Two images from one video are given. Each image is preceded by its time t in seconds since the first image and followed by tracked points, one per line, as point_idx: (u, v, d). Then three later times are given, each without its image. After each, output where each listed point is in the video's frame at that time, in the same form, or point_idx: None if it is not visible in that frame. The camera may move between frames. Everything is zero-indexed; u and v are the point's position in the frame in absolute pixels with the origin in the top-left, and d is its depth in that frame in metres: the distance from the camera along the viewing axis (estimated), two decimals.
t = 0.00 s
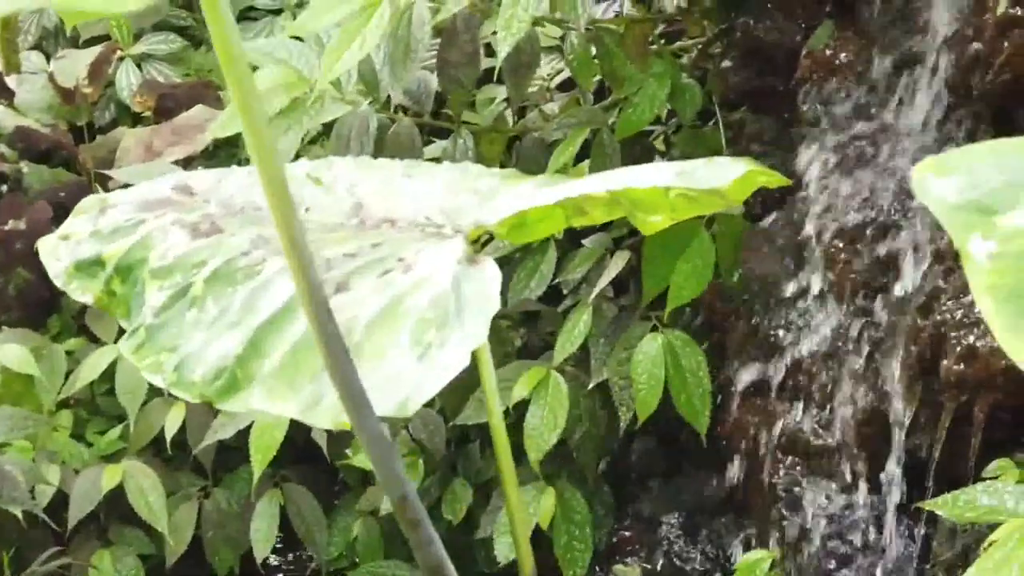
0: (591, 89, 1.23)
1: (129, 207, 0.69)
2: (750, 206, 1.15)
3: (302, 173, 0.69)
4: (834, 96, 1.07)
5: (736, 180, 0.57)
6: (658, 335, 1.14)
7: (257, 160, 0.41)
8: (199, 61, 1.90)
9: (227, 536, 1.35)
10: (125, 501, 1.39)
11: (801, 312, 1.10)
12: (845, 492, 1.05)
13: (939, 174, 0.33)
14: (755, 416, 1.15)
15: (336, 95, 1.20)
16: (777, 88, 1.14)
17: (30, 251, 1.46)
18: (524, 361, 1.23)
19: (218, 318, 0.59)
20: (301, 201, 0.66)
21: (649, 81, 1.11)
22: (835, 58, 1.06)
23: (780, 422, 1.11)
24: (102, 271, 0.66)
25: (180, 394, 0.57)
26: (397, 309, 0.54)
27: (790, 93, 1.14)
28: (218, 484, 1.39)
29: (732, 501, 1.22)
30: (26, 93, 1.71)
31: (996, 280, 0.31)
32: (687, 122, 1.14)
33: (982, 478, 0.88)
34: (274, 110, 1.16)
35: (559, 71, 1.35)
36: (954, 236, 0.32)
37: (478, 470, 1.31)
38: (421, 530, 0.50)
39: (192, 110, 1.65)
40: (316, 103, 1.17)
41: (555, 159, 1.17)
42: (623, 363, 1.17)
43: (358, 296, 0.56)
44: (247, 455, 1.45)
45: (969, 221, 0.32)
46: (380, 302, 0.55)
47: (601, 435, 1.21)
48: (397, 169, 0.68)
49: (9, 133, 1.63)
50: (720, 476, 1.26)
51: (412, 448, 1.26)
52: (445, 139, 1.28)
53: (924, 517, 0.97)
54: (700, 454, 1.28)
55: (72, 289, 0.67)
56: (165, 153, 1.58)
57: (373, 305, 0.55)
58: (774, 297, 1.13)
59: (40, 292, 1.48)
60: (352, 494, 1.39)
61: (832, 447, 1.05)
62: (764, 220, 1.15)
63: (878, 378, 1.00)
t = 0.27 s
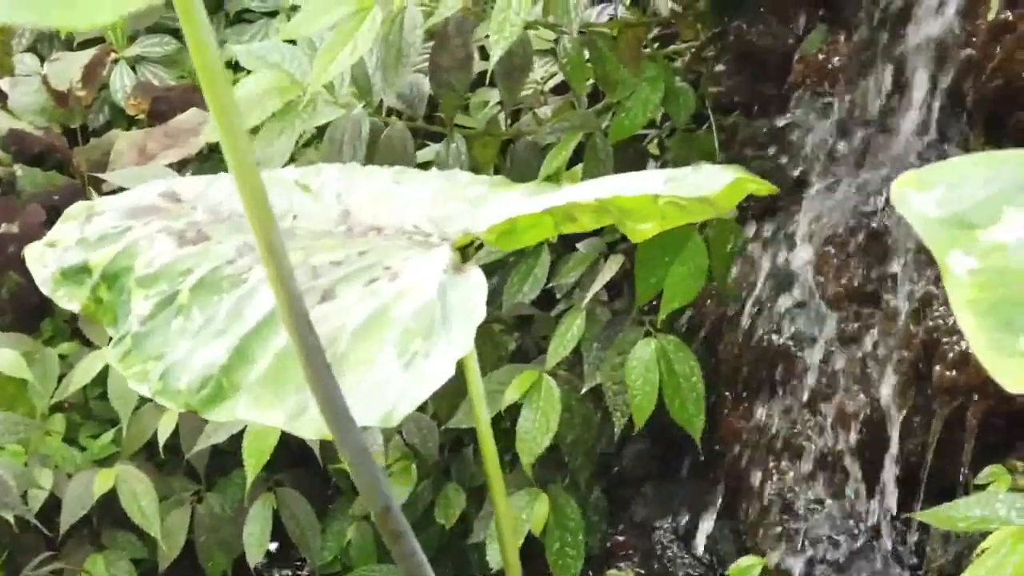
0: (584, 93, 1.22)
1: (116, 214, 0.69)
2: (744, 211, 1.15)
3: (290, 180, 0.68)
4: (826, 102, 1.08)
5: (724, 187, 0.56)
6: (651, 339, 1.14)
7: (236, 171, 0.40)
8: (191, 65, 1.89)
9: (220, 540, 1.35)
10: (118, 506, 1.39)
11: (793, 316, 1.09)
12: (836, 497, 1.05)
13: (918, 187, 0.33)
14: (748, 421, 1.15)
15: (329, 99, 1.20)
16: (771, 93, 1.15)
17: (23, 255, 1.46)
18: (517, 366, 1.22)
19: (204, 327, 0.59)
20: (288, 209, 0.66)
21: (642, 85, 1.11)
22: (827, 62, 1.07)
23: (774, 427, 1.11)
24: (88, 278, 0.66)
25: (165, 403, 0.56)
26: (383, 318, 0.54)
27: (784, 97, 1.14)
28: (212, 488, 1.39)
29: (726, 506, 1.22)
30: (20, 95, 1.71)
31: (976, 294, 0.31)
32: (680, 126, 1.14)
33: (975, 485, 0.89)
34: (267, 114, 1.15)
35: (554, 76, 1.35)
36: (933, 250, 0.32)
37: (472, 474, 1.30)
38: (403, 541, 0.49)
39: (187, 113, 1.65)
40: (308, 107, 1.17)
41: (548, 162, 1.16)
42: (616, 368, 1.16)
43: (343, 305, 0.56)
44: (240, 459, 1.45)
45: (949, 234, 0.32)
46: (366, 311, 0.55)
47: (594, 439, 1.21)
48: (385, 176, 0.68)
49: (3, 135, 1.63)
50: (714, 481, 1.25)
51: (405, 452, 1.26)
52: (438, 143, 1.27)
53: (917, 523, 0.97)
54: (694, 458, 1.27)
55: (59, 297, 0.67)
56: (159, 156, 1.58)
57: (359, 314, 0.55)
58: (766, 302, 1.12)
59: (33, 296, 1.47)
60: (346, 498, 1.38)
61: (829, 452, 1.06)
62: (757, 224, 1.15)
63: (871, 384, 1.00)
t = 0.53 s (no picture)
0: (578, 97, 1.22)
1: (103, 221, 0.68)
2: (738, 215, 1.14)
3: (277, 187, 0.68)
4: (823, 106, 1.05)
5: (713, 195, 0.56)
6: (645, 344, 1.14)
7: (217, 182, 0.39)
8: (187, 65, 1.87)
9: (213, 545, 1.34)
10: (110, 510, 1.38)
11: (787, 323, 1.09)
12: (830, 504, 1.04)
13: (900, 201, 0.32)
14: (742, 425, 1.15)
15: (322, 102, 1.19)
16: (764, 97, 1.13)
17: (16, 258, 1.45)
18: (511, 370, 1.22)
19: (189, 335, 0.58)
20: (275, 216, 0.65)
21: (635, 89, 1.11)
22: (822, 67, 1.04)
23: (767, 432, 1.11)
24: (74, 285, 0.65)
25: (150, 412, 0.56)
26: (368, 327, 0.54)
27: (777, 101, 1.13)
28: (205, 492, 1.38)
29: (719, 511, 1.22)
30: (14, 97, 1.70)
31: (958, 309, 0.30)
32: (674, 130, 1.14)
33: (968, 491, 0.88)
34: (260, 118, 1.15)
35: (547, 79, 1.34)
36: (916, 264, 0.31)
37: (465, 479, 1.30)
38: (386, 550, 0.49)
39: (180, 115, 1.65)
40: (301, 110, 1.16)
41: (542, 167, 1.16)
42: (610, 373, 1.16)
43: (329, 314, 0.56)
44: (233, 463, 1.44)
45: (931, 249, 0.31)
46: (352, 320, 0.55)
47: (587, 444, 1.20)
48: (373, 182, 0.68)
49: None
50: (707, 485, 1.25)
51: (398, 457, 1.26)
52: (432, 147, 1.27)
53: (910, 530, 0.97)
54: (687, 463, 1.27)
55: (46, 304, 0.67)
56: (152, 159, 1.57)
57: (345, 323, 0.55)
58: (759, 307, 1.12)
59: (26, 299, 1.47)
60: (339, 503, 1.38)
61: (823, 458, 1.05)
62: (751, 228, 1.14)
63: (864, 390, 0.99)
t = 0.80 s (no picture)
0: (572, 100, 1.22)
1: (91, 226, 0.68)
2: (732, 219, 1.14)
3: (265, 192, 0.68)
4: (816, 110, 1.05)
5: (703, 201, 0.56)
6: (639, 347, 1.14)
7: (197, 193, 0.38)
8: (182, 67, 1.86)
9: (206, 548, 1.34)
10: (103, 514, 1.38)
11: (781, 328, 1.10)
12: (823, 505, 1.05)
13: (884, 212, 0.32)
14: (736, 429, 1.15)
15: (315, 105, 1.19)
16: (759, 99, 1.13)
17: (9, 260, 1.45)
18: (504, 374, 1.22)
19: (175, 342, 0.58)
20: (264, 221, 0.65)
21: (629, 91, 1.11)
22: (815, 70, 1.04)
23: (762, 435, 1.11)
24: (62, 291, 0.65)
25: (135, 419, 0.55)
26: (356, 335, 0.53)
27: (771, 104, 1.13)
28: (198, 496, 1.38)
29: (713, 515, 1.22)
30: (8, 99, 1.70)
31: (942, 322, 0.30)
32: (667, 133, 1.14)
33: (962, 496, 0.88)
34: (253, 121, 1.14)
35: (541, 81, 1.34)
36: (900, 279, 0.31)
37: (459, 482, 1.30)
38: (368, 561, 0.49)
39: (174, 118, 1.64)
40: (294, 113, 1.16)
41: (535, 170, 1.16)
42: (604, 376, 1.15)
43: (316, 321, 0.55)
44: (227, 467, 1.44)
45: (915, 262, 0.31)
46: (339, 327, 0.54)
47: (581, 448, 1.20)
48: (361, 188, 0.67)
49: None
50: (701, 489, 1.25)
51: (392, 460, 1.25)
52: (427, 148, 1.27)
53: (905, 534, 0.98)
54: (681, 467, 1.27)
55: (32, 310, 0.66)
56: (146, 161, 1.57)
57: (332, 330, 0.54)
58: (752, 311, 1.12)
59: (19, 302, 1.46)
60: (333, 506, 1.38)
61: (817, 463, 1.04)
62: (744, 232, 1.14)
63: (859, 395, 0.99)
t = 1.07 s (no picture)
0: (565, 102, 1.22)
1: (74, 232, 0.67)
2: (725, 222, 1.14)
3: (248, 197, 0.68)
4: (808, 113, 1.05)
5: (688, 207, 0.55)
6: (631, 350, 1.13)
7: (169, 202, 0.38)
8: (177, 69, 1.85)
9: (198, 552, 1.33)
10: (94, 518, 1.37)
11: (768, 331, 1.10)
12: (813, 510, 1.05)
13: (860, 222, 0.32)
14: (729, 433, 1.15)
15: (305, 107, 1.18)
16: (751, 102, 1.12)
17: None
18: (496, 377, 1.21)
19: (156, 349, 0.58)
20: (247, 227, 0.65)
21: (622, 94, 1.10)
22: (807, 73, 1.04)
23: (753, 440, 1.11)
24: (43, 297, 0.63)
25: (117, 426, 0.54)
26: (337, 341, 0.53)
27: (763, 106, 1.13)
28: (189, 500, 1.37)
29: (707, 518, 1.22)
30: None
31: (917, 332, 0.30)
32: (659, 136, 1.13)
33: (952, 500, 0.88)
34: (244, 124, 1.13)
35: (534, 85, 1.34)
36: (876, 289, 0.31)
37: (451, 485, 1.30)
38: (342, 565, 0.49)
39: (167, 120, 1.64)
40: (285, 116, 1.15)
41: (527, 173, 1.16)
42: (595, 379, 1.15)
43: (297, 328, 0.55)
44: (218, 470, 1.43)
45: (891, 273, 0.31)
46: (320, 333, 0.54)
47: (573, 451, 1.20)
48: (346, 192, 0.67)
49: None
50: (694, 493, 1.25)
51: (383, 464, 1.25)
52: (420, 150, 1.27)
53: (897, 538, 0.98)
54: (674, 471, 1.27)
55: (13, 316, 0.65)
56: (138, 164, 1.56)
57: (314, 336, 0.54)
58: (743, 314, 1.12)
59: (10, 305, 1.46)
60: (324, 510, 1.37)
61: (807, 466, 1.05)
62: (736, 235, 1.14)
63: (849, 400, 0.99)
